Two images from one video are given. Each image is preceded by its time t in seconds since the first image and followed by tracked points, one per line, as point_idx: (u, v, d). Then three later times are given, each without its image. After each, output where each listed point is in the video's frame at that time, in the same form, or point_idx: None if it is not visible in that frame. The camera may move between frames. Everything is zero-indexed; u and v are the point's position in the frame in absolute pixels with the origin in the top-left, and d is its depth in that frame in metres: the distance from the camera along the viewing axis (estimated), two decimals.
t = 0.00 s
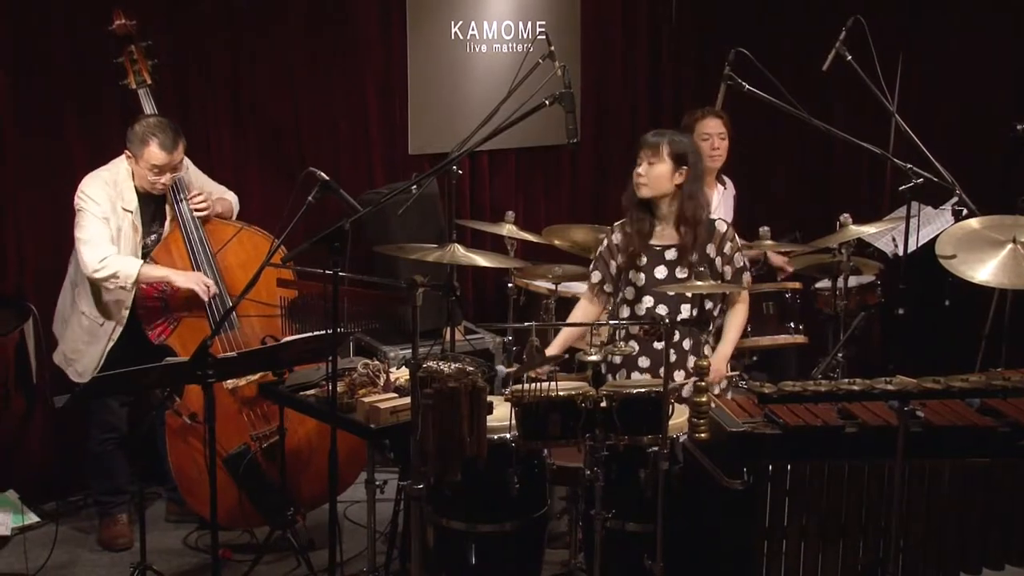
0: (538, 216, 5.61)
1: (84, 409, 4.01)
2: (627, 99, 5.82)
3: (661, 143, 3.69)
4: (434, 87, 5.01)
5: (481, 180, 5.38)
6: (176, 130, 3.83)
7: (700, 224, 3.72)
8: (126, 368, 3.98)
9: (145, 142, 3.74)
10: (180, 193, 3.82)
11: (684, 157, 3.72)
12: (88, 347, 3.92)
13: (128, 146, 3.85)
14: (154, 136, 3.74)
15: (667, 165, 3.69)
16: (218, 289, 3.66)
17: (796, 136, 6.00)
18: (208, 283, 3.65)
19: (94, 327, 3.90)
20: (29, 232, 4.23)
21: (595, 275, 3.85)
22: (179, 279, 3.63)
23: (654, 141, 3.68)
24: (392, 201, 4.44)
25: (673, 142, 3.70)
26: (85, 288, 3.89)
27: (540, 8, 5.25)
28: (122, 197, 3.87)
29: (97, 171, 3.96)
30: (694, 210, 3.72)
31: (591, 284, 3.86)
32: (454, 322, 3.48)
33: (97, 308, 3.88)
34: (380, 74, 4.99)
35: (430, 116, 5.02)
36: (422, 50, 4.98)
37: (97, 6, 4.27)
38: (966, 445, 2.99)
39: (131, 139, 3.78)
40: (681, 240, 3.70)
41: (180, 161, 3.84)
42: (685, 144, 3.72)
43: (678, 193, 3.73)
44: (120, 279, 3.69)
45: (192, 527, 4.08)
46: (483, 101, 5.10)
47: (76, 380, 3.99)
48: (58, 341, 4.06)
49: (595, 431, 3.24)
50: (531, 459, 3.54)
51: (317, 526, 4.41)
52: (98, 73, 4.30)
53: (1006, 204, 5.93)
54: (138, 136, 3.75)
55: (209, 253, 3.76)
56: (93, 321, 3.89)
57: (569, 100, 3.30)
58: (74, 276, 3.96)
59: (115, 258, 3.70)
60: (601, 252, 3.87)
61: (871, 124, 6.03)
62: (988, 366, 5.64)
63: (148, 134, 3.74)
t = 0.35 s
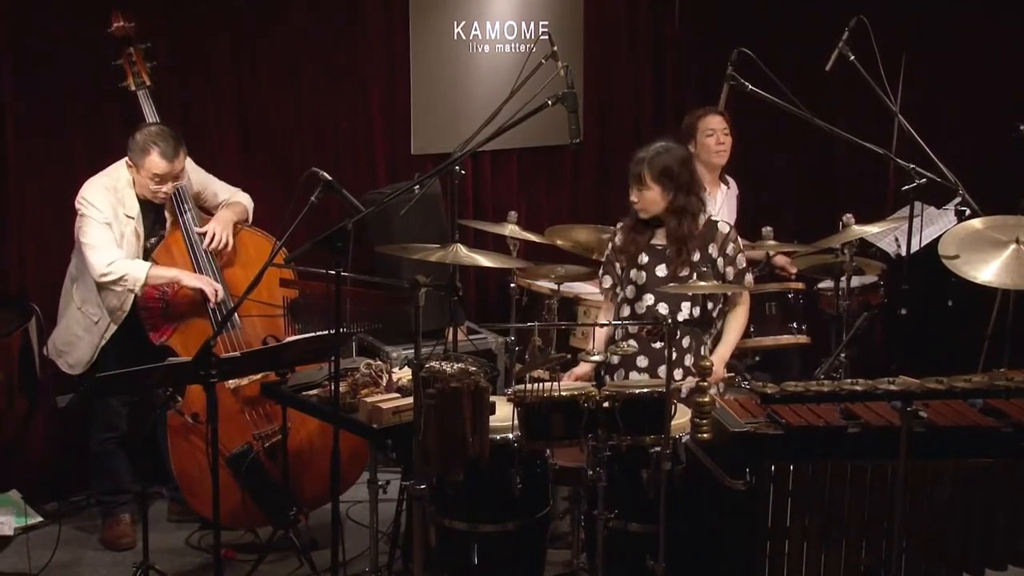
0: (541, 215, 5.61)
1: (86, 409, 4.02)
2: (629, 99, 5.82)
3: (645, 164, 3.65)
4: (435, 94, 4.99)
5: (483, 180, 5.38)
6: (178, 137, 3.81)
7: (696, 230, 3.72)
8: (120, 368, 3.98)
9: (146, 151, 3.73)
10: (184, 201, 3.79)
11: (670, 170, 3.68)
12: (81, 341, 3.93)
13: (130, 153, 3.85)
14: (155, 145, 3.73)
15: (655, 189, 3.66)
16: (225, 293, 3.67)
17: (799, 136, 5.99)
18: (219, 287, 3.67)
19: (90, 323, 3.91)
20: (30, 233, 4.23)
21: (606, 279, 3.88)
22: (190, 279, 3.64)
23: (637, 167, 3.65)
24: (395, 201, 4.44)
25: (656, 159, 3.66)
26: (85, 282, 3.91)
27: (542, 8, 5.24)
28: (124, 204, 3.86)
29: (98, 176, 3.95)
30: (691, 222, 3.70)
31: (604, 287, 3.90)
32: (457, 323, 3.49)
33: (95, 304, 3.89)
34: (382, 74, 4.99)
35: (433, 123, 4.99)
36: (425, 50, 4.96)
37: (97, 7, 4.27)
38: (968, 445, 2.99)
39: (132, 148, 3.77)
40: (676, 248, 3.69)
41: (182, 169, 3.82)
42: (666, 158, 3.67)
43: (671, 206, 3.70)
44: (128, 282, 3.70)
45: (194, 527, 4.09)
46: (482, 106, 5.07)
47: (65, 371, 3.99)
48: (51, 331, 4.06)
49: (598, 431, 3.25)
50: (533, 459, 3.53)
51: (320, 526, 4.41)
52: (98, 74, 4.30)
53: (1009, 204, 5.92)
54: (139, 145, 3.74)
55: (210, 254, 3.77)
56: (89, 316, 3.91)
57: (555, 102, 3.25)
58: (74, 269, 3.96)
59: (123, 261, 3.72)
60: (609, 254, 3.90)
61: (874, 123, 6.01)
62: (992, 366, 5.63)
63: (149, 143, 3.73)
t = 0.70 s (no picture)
0: (542, 216, 5.61)
1: (87, 409, 4.01)
2: (631, 99, 5.82)
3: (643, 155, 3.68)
4: (436, 95, 4.99)
5: (484, 179, 5.37)
6: (181, 136, 3.81)
7: (692, 228, 3.74)
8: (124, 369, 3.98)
9: (151, 149, 3.73)
10: (185, 203, 3.81)
11: (669, 164, 3.69)
12: (85, 343, 3.93)
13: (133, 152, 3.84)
14: (160, 143, 3.73)
15: (655, 181, 3.67)
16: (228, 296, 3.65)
17: (800, 136, 5.99)
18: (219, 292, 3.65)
19: (94, 324, 3.91)
20: (31, 232, 4.23)
21: (602, 279, 3.89)
22: (191, 284, 3.63)
23: (637, 161, 3.67)
24: (396, 201, 4.43)
25: (655, 152, 3.67)
26: (89, 285, 3.91)
27: (543, 8, 5.24)
28: (126, 203, 3.86)
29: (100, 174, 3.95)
30: (687, 219, 3.71)
31: (601, 287, 3.90)
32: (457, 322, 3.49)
33: (98, 308, 3.90)
34: (383, 74, 4.99)
35: (433, 124, 5.01)
36: (425, 50, 4.96)
37: (96, 7, 4.26)
38: (970, 445, 2.98)
39: (136, 146, 3.77)
40: (671, 240, 3.71)
41: (185, 168, 3.82)
42: (664, 151, 3.68)
43: (668, 198, 3.70)
44: (130, 282, 3.70)
45: (196, 527, 4.08)
46: (481, 106, 5.08)
47: (71, 375, 4.00)
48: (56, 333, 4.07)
49: (598, 431, 3.25)
50: (535, 460, 3.53)
51: (321, 526, 4.40)
52: (98, 74, 4.30)
53: (1011, 204, 5.92)
54: (144, 143, 3.74)
55: (212, 255, 3.76)
56: (93, 320, 3.91)
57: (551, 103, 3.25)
58: (77, 270, 3.97)
59: (126, 261, 3.72)
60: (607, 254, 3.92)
61: (876, 123, 6.01)
62: (993, 366, 5.62)
63: (153, 141, 3.73)
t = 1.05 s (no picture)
0: (543, 216, 5.61)
1: (89, 409, 4.01)
2: (632, 99, 5.82)
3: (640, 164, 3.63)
4: (437, 95, 5.00)
5: (485, 179, 5.37)
6: (182, 132, 3.81)
7: (691, 226, 3.71)
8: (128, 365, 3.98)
9: (152, 144, 3.72)
10: (185, 199, 3.84)
11: (667, 172, 3.65)
12: (92, 337, 3.94)
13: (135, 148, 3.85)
14: (161, 138, 3.73)
15: (654, 193, 3.64)
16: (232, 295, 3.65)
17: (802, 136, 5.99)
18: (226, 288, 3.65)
19: (100, 318, 3.91)
20: (33, 231, 4.23)
21: (597, 275, 3.88)
22: (198, 279, 3.62)
23: (637, 172, 3.62)
24: (397, 201, 4.43)
25: (654, 162, 3.63)
26: (93, 280, 3.91)
27: (545, 8, 5.24)
28: (130, 198, 3.87)
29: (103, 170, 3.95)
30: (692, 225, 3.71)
31: (594, 284, 3.90)
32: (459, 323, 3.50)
33: (103, 302, 3.89)
34: (385, 74, 4.99)
35: (435, 124, 5.01)
36: (426, 50, 4.96)
37: (96, 7, 4.26)
38: (971, 446, 2.98)
39: (138, 142, 3.77)
40: (671, 249, 3.70)
41: (187, 164, 3.81)
42: (663, 161, 3.64)
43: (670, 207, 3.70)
44: (137, 275, 3.68)
45: (198, 527, 4.09)
46: (483, 107, 5.07)
47: (77, 369, 4.00)
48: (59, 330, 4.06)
49: (599, 432, 3.25)
50: (536, 460, 3.53)
51: (322, 525, 4.40)
52: (98, 74, 4.30)
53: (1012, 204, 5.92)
54: (145, 139, 3.74)
55: (213, 256, 3.75)
56: (98, 314, 3.91)
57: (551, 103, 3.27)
58: (80, 265, 3.96)
59: (133, 253, 3.71)
60: (601, 252, 3.89)
61: (877, 124, 6.01)
62: (994, 367, 5.62)
63: (155, 136, 3.73)
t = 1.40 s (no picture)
0: (546, 216, 5.61)
1: (91, 408, 4.01)
2: (634, 99, 5.82)
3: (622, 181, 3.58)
4: (439, 96, 4.98)
5: (487, 179, 5.38)
6: (188, 133, 3.80)
7: (676, 233, 3.74)
8: (130, 366, 3.98)
9: (157, 145, 3.72)
10: (190, 203, 3.82)
11: (650, 189, 3.62)
12: (94, 336, 3.94)
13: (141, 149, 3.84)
14: (166, 139, 3.72)
15: (640, 213, 3.62)
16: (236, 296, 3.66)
17: (803, 136, 5.98)
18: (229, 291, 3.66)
19: (103, 318, 3.91)
20: (35, 231, 4.23)
21: (594, 285, 3.88)
22: (201, 288, 3.62)
23: (620, 195, 3.58)
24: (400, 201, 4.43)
25: (637, 181, 3.59)
26: (97, 279, 3.91)
27: (547, 8, 5.22)
28: (135, 198, 3.86)
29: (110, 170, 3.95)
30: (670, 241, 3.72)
31: (590, 293, 3.89)
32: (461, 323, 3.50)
33: (107, 302, 3.89)
34: (387, 74, 4.99)
35: (435, 125, 4.98)
36: (428, 51, 4.95)
37: (98, 7, 4.27)
38: (974, 446, 2.98)
39: (143, 143, 3.77)
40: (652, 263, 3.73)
41: (191, 166, 3.81)
42: (645, 179, 3.60)
43: (652, 227, 3.68)
44: (139, 278, 3.68)
45: (201, 526, 4.09)
46: (484, 108, 5.04)
47: (78, 369, 4.00)
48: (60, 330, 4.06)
49: (602, 432, 3.24)
50: (538, 460, 3.54)
51: (324, 525, 4.41)
52: (98, 74, 4.29)
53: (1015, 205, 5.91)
54: (151, 140, 3.74)
55: (218, 258, 3.76)
56: (101, 314, 3.91)
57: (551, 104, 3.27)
58: (83, 264, 3.96)
59: (136, 256, 3.71)
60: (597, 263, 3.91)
61: (880, 124, 6.00)
62: (997, 367, 5.61)
63: (160, 137, 3.72)
